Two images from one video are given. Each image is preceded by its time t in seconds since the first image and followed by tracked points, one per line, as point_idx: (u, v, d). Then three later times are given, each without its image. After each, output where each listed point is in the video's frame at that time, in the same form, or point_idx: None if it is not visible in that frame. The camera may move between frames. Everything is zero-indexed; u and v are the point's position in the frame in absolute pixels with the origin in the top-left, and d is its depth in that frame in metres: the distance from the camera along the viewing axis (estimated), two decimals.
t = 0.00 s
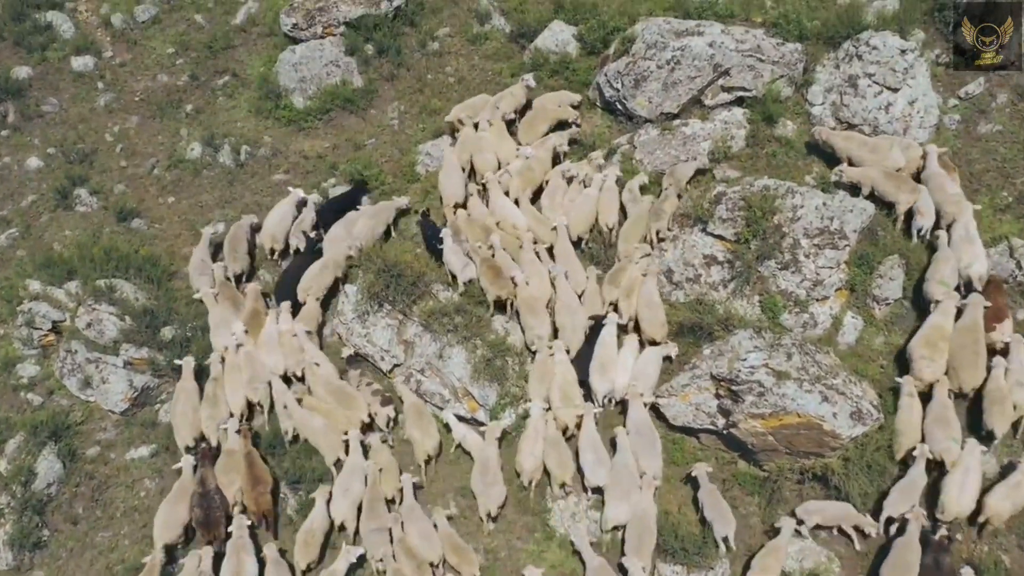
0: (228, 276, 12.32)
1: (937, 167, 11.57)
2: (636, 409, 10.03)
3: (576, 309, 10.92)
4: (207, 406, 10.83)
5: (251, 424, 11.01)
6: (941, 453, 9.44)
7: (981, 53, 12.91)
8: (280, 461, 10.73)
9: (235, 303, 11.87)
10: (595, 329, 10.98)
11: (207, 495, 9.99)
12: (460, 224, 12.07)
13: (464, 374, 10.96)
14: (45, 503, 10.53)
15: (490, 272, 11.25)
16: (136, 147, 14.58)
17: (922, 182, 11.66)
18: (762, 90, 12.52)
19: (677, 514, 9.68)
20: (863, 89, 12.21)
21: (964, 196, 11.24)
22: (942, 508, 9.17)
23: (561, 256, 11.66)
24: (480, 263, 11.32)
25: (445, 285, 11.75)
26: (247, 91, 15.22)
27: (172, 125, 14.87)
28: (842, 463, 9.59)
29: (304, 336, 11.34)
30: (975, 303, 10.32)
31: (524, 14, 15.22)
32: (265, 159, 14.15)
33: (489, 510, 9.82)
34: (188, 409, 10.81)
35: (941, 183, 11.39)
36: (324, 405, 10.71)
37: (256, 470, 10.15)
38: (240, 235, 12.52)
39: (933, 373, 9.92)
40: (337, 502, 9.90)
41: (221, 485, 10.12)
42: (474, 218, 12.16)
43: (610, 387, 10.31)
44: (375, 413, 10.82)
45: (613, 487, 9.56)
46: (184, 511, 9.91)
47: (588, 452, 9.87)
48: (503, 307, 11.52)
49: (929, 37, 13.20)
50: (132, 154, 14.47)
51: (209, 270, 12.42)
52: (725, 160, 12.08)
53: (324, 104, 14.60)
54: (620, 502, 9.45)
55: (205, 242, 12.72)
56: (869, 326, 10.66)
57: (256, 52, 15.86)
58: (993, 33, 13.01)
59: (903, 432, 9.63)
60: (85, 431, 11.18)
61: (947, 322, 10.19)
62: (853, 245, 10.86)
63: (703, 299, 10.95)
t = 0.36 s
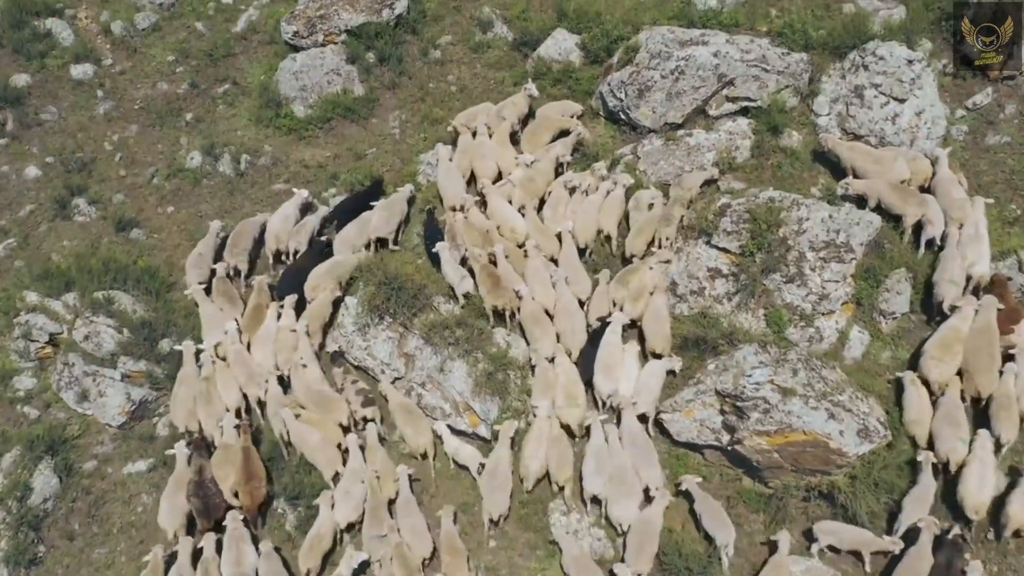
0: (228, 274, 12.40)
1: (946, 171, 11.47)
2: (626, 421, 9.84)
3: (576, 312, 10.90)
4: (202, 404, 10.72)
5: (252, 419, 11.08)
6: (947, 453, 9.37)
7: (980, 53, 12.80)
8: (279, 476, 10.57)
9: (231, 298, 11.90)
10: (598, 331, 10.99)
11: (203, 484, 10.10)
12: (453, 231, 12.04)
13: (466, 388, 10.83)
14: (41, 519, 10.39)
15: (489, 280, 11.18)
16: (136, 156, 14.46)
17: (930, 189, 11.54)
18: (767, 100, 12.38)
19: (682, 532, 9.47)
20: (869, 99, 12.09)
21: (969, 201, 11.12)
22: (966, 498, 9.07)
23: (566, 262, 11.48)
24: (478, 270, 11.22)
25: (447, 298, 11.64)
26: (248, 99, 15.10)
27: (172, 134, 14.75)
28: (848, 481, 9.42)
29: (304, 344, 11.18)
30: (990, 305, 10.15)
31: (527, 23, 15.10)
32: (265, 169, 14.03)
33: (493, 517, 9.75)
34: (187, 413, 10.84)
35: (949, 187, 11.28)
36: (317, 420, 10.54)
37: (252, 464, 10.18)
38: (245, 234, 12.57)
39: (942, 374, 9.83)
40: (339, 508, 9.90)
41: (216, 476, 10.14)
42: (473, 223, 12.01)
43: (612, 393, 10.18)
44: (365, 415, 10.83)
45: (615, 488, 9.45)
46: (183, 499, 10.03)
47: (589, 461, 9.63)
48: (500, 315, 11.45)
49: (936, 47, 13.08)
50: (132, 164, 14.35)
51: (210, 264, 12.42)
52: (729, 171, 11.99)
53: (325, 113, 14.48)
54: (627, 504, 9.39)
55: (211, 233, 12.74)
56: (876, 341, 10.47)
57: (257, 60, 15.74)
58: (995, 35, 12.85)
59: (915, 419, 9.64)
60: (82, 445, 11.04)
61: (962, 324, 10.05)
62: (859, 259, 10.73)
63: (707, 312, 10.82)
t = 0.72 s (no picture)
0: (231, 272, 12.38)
1: (954, 182, 11.32)
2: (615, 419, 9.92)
3: (581, 315, 10.90)
4: (206, 412, 10.69)
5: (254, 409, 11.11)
6: (958, 450, 9.31)
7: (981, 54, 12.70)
8: (277, 493, 10.40)
9: (230, 294, 12.02)
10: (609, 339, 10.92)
11: (203, 476, 10.14)
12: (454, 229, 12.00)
13: (468, 404, 10.67)
14: (37, 536, 10.22)
15: (485, 287, 11.19)
16: (136, 165, 14.33)
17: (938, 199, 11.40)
18: (774, 111, 12.21)
19: (686, 552, 9.32)
20: (877, 112, 11.94)
21: (976, 210, 10.98)
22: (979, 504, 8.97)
23: (568, 267, 11.45)
24: (477, 276, 11.21)
25: (449, 311, 11.46)
26: (249, 108, 14.97)
27: (172, 143, 14.62)
28: (856, 502, 9.24)
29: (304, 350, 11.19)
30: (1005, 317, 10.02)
31: (531, 32, 14.97)
32: (266, 179, 13.90)
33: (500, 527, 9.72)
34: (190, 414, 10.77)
35: (956, 198, 11.14)
36: (317, 433, 10.49)
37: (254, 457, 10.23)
38: (256, 231, 12.64)
39: (953, 376, 9.77)
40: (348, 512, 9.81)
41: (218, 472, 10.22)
42: (473, 222, 11.94)
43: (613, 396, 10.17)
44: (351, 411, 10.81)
45: (619, 489, 9.35)
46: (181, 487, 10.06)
47: (594, 458, 9.56)
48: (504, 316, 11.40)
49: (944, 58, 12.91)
50: (131, 173, 14.22)
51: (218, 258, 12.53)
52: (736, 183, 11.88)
53: (327, 122, 14.34)
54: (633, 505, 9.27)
55: (225, 227, 12.88)
56: (883, 358, 10.32)
57: (259, 68, 15.60)
58: (995, 35, 12.71)
59: (924, 401, 9.66)
60: (79, 460, 10.89)
61: (978, 329, 10.01)
62: (868, 273, 10.55)
63: (713, 325, 10.64)
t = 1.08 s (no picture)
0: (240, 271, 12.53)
1: (961, 196, 11.14)
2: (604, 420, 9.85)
3: (584, 322, 10.82)
4: (207, 415, 10.74)
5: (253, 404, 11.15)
6: (966, 444, 9.30)
7: (981, 55, 12.72)
8: (276, 511, 10.24)
9: (229, 287, 12.13)
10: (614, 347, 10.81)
11: (197, 471, 10.21)
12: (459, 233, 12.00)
13: (470, 421, 10.52)
14: (32, 553, 10.04)
15: (483, 290, 11.14)
16: (135, 175, 14.19)
17: (945, 213, 11.23)
18: (780, 123, 12.09)
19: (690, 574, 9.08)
20: (885, 124, 11.80)
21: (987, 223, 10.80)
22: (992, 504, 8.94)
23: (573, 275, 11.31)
24: (473, 279, 11.14)
25: (450, 325, 11.31)
26: (249, 118, 14.84)
27: (172, 152, 14.49)
28: (864, 523, 9.07)
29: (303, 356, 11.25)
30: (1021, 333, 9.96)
31: (534, 41, 14.82)
32: (266, 189, 13.77)
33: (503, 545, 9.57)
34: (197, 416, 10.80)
35: (965, 212, 10.97)
36: (314, 444, 10.48)
37: (254, 453, 10.31)
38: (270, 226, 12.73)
39: (967, 377, 9.64)
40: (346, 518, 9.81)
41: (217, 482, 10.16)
42: (468, 226, 11.84)
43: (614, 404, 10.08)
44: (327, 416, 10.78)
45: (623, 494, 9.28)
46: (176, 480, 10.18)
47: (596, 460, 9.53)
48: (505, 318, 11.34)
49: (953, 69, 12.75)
50: (131, 183, 14.09)
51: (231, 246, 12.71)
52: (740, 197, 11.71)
53: (328, 132, 14.21)
54: (638, 513, 9.16)
55: (242, 220, 12.98)
56: (891, 374, 10.15)
57: (260, 76, 15.47)
58: (996, 37, 12.74)
59: (928, 380, 9.78)
60: (76, 476, 10.73)
61: (997, 331, 9.91)
62: (875, 289, 10.40)
63: (719, 340, 10.49)
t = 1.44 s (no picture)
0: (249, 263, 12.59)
1: (968, 209, 10.98)
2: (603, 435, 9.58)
3: (583, 329, 10.66)
4: (208, 416, 10.60)
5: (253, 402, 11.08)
6: (972, 441, 9.20)
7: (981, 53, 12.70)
8: (273, 529, 10.04)
9: (234, 275, 12.18)
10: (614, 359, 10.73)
11: (197, 474, 10.19)
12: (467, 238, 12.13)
13: (470, 437, 10.37)
14: (28, 571, 9.84)
15: (474, 296, 11.06)
16: (134, 185, 14.05)
17: (951, 226, 11.05)
18: (786, 135, 11.96)
19: None
20: (892, 136, 11.65)
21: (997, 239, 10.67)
22: (1000, 502, 8.76)
23: (577, 282, 11.19)
24: (462, 280, 11.08)
25: (452, 341, 11.18)
26: (250, 126, 14.71)
27: (172, 162, 14.36)
28: (871, 545, 8.88)
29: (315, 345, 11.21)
30: None
31: (537, 50, 14.69)
32: (266, 199, 13.65)
33: (504, 565, 9.42)
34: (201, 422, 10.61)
35: (974, 225, 10.80)
36: (311, 447, 10.26)
37: (253, 451, 10.24)
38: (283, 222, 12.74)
39: (978, 379, 9.56)
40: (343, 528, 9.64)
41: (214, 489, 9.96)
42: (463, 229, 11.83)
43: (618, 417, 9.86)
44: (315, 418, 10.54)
45: (629, 502, 9.13)
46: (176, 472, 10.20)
47: (601, 468, 9.38)
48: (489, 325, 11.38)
49: (962, 80, 12.56)
50: (130, 193, 13.94)
51: (243, 240, 12.71)
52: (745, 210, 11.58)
53: (328, 142, 14.07)
54: (649, 523, 9.01)
55: (260, 212, 13.03)
56: (899, 392, 9.95)
57: (260, 85, 15.34)
58: (996, 34, 12.80)
59: (939, 374, 9.69)
60: (71, 492, 10.56)
61: (1011, 333, 9.80)
62: (882, 305, 10.25)
63: (723, 355, 10.37)
